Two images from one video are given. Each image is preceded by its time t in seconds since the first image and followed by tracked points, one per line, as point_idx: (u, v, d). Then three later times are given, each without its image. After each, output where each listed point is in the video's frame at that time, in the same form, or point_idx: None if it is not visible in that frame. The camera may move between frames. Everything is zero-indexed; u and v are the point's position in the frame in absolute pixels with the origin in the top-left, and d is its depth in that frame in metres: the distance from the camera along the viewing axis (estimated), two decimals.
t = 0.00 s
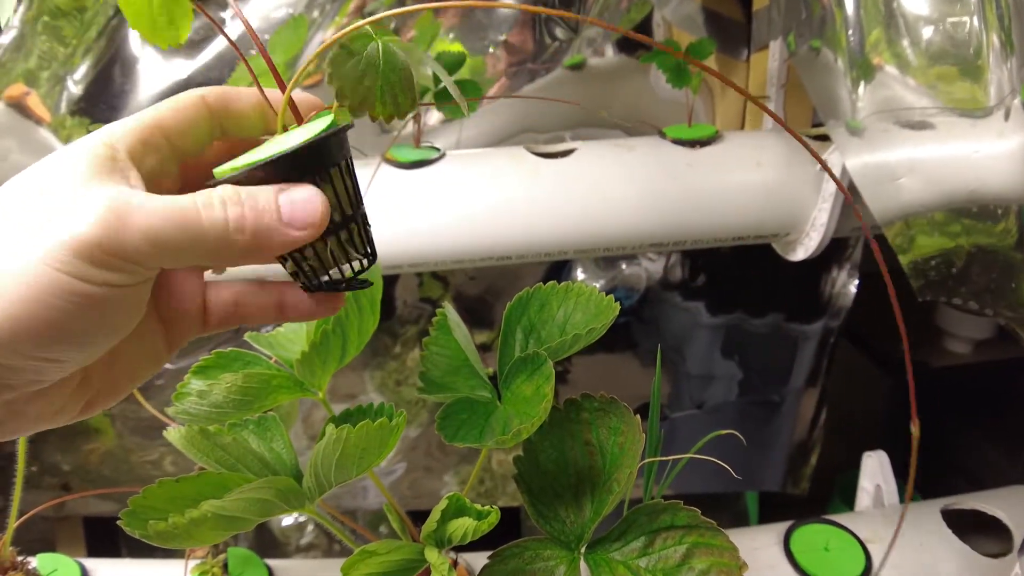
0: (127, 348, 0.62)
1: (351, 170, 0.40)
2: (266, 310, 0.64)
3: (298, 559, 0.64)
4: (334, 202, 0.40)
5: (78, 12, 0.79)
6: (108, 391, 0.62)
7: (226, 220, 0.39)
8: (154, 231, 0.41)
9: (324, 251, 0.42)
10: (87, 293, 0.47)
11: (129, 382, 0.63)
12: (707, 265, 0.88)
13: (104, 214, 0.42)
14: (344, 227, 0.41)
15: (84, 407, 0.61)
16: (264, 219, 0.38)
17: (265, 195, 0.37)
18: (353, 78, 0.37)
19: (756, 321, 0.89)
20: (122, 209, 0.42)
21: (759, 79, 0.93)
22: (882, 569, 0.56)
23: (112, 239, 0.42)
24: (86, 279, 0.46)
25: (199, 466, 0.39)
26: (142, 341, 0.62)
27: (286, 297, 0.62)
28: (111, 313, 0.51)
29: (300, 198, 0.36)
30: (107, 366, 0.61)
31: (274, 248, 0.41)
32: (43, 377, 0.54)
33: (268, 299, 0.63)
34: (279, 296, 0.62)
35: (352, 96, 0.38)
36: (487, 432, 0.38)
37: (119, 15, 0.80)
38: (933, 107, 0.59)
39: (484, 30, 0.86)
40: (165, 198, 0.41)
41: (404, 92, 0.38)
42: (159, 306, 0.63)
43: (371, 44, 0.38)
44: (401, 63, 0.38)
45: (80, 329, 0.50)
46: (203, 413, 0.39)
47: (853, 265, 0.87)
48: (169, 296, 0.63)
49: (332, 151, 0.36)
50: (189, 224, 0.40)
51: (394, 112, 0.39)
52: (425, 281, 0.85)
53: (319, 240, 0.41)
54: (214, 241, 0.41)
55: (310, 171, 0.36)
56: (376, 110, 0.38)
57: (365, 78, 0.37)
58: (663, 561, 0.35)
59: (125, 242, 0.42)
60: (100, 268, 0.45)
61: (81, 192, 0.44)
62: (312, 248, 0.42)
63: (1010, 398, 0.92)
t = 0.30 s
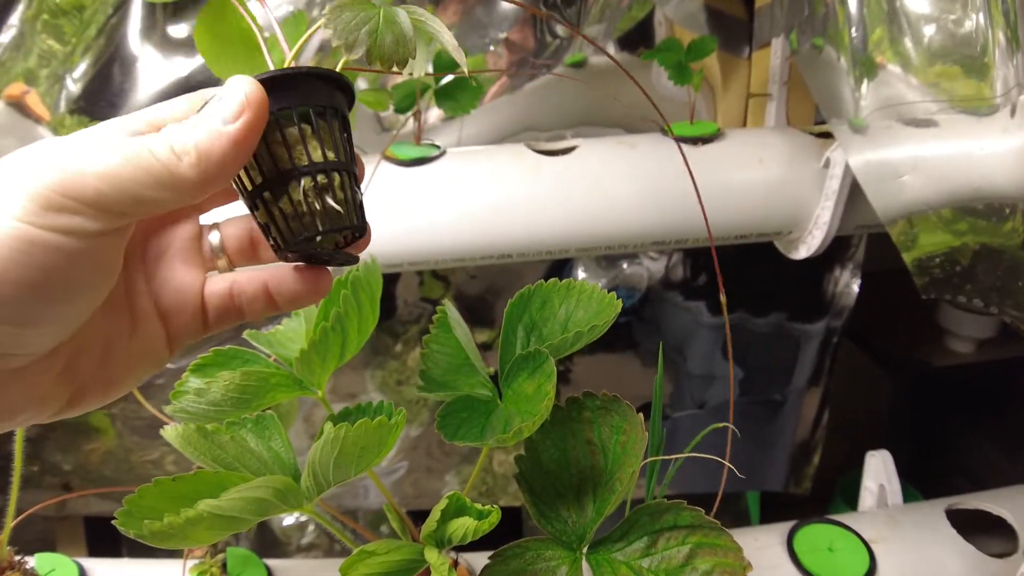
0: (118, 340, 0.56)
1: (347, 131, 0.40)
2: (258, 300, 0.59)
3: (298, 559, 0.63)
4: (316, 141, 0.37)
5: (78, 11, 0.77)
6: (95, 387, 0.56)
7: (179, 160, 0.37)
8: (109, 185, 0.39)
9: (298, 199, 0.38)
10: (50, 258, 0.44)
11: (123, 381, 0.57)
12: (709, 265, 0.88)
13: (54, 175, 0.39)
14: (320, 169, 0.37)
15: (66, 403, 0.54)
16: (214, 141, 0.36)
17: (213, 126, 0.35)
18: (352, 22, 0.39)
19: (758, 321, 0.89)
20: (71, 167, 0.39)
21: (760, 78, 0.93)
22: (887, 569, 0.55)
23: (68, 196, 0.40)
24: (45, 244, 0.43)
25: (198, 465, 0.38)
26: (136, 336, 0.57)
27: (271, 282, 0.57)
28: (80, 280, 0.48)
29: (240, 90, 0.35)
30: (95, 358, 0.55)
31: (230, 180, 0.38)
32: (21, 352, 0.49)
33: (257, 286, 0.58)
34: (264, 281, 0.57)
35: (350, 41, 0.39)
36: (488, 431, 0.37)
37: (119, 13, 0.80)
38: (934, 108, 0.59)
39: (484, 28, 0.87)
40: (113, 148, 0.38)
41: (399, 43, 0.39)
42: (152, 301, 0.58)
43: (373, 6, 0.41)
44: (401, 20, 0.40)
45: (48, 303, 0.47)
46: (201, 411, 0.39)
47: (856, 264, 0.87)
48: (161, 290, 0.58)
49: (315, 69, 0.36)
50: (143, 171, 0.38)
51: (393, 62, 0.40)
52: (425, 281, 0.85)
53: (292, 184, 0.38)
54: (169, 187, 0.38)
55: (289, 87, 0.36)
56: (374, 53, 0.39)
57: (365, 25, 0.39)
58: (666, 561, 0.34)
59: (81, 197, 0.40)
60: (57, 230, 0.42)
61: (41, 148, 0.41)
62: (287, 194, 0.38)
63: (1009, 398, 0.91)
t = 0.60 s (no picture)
0: (106, 337, 0.55)
1: (335, 131, 0.39)
2: (256, 303, 0.58)
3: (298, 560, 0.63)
4: (302, 143, 0.36)
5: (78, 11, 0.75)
6: (81, 382, 0.55)
7: (152, 155, 0.37)
8: (82, 173, 0.39)
9: (286, 202, 0.37)
10: (22, 245, 0.44)
11: (110, 378, 0.56)
12: (710, 265, 0.88)
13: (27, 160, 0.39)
14: (307, 171, 0.36)
15: (52, 398, 0.54)
16: (187, 141, 0.35)
17: (189, 126, 0.35)
18: (338, 19, 0.38)
19: (759, 321, 0.89)
20: (42, 154, 0.39)
21: (761, 77, 0.92)
22: (889, 572, 0.55)
23: (39, 186, 0.40)
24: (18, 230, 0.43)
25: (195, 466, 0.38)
26: (123, 333, 0.56)
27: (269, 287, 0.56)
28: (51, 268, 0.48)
29: (219, 91, 0.34)
30: (80, 354, 0.55)
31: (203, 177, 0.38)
32: None
33: (254, 289, 0.57)
34: (262, 284, 0.56)
35: (333, 40, 0.38)
36: (487, 433, 0.37)
37: (118, 12, 0.80)
38: (935, 108, 0.59)
39: (484, 26, 0.87)
40: (88, 137, 0.38)
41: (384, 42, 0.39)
42: (145, 299, 0.57)
43: None
44: (386, 16, 0.40)
45: (21, 292, 0.47)
46: (199, 412, 0.39)
47: (857, 265, 0.88)
48: (156, 289, 0.57)
49: (304, 69, 0.35)
50: (117, 163, 0.38)
51: (376, 60, 0.39)
52: (426, 281, 0.85)
53: (279, 186, 0.37)
54: (141, 181, 0.38)
55: (276, 89, 0.35)
56: (357, 52, 0.39)
57: (350, 23, 0.39)
58: (667, 565, 0.34)
59: (54, 183, 0.40)
60: (30, 217, 0.43)
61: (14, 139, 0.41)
62: (274, 196, 0.37)
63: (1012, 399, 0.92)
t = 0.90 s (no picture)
0: (106, 324, 0.53)
1: (348, 122, 0.38)
2: (260, 294, 0.53)
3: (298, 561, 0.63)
4: (315, 130, 0.36)
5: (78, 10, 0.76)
6: (80, 371, 0.53)
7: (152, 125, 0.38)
8: (77, 144, 0.39)
9: (295, 188, 0.36)
10: (20, 219, 0.43)
11: (111, 368, 0.54)
12: (711, 265, 0.88)
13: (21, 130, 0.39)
14: (319, 158, 0.35)
15: (51, 387, 0.52)
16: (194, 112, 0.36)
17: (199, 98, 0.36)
18: (350, 2, 0.34)
19: (760, 321, 0.88)
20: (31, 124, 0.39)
21: (763, 76, 0.91)
22: (894, 573, 0.55)
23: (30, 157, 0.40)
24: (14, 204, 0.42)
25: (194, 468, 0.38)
26: (124, 321, 0.54)
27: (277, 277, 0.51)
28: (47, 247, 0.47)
29: (233, 69, 0.35)
30: (80, 342, 0.53)
31: (199, 152, 0.39)
32: None
33: (259, 280, 0.53)
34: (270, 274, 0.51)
35: (346, 24, 0.34)
36: (489, 435, 0.36)
37: (118, 12, 0.80)
38: (933, 108, 0.59)
39: (485, 26, 0.86)
40: (87, 109, 0.39)
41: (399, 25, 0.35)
42: (146, 287, 0.55)
43: None
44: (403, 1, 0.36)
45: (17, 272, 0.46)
46: (197, 414, 0.38)
47: (859, 265, 0.88)
48: (158, 277, 0.55)
49: (319, 55, 0.34)
50: (115, 134, 0.38)
51: (392, 46, 0.35)
52: (427, 281, 0.84)
53: (290, 173, 0.36)
54: (139, 154, 0.39)
55: (291, 72, 0.34)
56: (370, 37, 0.35)
57: (363, 5, 0.34)
58: (671, 567, 0.34)
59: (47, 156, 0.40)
60: (24, 190, 0.42)
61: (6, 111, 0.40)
62: (284, 182, 0.36)
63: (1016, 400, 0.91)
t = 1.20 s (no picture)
0: (110, 311, 0.54)
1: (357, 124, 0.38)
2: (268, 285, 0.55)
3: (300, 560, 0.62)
4: (331, 140, 0.36)
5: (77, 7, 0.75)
6: (83, 359, 0.53)
7: (179, 154, 0.37)
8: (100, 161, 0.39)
9: (315, 199, 0.37)
10: (44, 225, 0.44)
11: (111, 355, 0.54)
12: (714, 264, 0.89)
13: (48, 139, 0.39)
14: (337, 169, 0.36)
15: (53, 373, 0.52)
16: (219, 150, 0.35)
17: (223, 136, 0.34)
18: (351, 11, 0.34)
19: (764, 320, 0.88)
20: (62, 138, 0.39)
21: (768, 71, 0.90)
22: (902, 572, 0.54)
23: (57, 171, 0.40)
24: (32, 211, 0.42)
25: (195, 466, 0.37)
26: (126, 309, 0.54)
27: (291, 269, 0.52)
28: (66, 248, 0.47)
29: (258, 108, 0.33)
30: (83, 328, 0.53)
31: (228, 182, 0.38)
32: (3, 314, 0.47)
33: (269, 270, 0.54)
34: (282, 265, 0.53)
35: (347, 33, 0.34)
36: (494, 431, 0.36)
37: (118, 8, 0.79)
38: (930, 106, 0.60)
39: (488, 23, 0.86)
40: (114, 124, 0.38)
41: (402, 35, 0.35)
42: (149, 275, 0.56)
43: None
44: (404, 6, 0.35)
45: (35, 269, 0.46)
46: (198, 410, 0.38)
47: (864, 264, 0.88)
48: (162, 266, 0.56)
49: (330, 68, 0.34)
50: (139, 156, 0.37)
51: (394, 56, 0.35)
52: (428, 279, 0.85)
53: (310, 185, 0.37)
54: (162, 178, 0.38)
55: (304, 88, 0.34)
56: (375, 47, 0.34)
57: (365, 14, 0.34)
58: (680, 566, 0.33)
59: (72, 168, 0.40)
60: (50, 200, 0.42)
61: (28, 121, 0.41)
62: (304, 193, 0.37)
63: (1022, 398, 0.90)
